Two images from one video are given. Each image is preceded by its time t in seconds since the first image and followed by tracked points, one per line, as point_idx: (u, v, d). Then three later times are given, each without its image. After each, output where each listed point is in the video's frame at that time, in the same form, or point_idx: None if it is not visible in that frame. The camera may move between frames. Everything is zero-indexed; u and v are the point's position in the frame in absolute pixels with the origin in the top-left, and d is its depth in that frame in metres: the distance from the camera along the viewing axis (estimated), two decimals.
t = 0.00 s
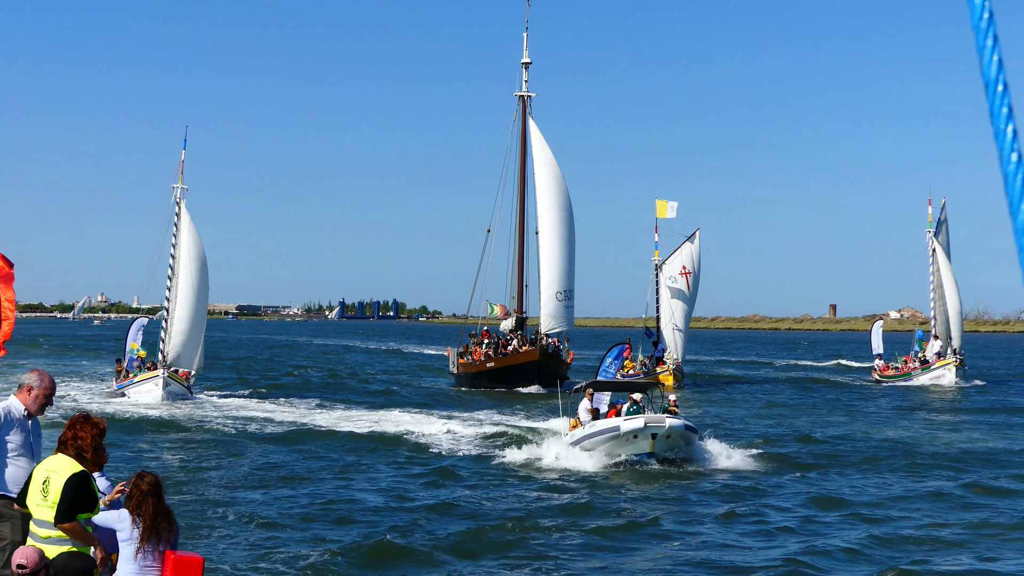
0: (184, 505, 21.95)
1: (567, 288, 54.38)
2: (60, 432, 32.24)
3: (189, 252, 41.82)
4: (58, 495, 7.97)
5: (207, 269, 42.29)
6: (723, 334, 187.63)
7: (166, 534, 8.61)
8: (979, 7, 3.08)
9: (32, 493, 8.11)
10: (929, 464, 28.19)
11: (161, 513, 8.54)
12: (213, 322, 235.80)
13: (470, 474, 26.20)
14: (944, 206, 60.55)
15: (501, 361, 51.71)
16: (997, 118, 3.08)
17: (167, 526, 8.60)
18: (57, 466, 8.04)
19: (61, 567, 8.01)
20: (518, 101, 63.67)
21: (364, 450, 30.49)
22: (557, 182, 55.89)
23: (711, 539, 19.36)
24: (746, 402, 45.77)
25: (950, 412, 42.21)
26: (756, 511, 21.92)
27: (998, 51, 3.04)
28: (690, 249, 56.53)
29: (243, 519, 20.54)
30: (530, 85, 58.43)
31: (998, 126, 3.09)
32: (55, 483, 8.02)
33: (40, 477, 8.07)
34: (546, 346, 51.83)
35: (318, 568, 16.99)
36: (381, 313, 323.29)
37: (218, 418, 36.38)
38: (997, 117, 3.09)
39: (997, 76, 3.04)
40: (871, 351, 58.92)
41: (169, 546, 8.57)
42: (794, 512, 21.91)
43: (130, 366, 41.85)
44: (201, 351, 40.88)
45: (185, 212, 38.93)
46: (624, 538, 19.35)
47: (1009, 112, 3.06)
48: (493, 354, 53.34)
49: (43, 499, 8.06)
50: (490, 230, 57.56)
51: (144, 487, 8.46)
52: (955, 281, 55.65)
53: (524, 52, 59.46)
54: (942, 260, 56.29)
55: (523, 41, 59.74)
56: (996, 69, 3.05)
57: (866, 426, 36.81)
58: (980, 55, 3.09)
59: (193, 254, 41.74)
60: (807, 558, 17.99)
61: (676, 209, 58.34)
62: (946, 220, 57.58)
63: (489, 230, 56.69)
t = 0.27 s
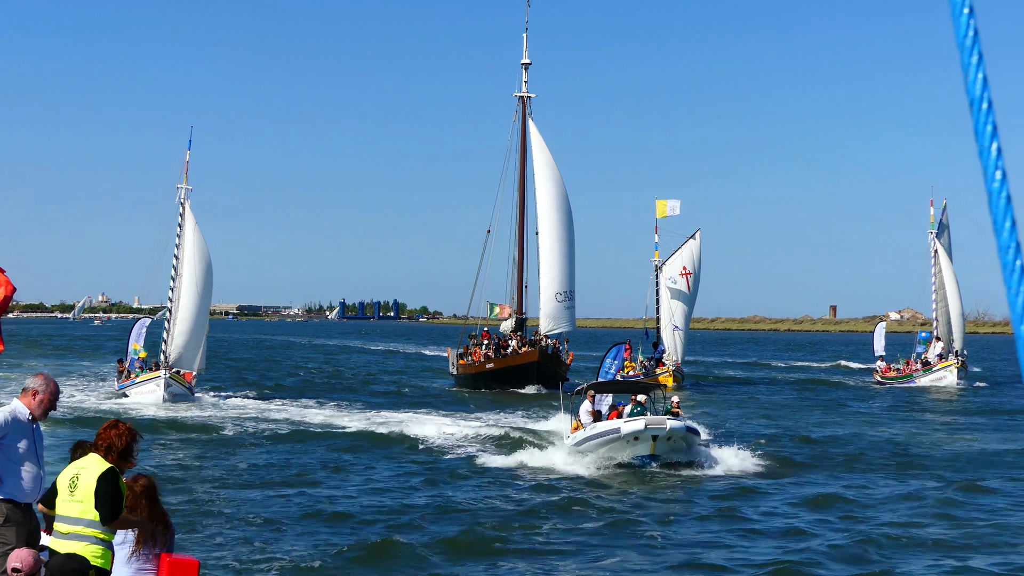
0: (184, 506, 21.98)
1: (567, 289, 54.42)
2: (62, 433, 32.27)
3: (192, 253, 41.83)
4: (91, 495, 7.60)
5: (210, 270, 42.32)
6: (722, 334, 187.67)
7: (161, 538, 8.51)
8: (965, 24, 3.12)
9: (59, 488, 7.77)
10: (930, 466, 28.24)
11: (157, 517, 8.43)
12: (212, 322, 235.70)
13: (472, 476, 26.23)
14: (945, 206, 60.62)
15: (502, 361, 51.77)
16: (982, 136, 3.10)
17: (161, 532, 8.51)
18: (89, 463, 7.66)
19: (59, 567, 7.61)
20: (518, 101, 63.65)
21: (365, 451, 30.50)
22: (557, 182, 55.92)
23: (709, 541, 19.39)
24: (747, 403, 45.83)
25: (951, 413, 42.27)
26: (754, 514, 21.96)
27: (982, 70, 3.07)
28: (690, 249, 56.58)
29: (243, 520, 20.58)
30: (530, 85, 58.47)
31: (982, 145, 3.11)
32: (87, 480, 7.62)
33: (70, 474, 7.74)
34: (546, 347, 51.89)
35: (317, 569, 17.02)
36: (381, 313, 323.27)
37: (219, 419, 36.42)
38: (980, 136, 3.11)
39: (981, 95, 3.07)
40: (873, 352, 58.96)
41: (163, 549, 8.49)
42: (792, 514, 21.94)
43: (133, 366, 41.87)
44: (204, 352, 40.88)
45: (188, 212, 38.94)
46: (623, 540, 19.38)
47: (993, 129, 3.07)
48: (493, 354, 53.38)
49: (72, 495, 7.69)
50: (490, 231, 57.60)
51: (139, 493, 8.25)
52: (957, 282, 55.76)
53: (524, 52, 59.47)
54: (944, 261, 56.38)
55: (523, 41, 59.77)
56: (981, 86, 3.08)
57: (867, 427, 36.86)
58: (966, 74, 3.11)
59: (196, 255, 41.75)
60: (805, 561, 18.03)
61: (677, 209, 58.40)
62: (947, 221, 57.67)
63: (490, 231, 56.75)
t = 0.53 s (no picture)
0: (178, 508, 21.95)
1: (567, 290, 54.44)
2: (61, 434, 32.29)
3: (196, 254, 41.89)
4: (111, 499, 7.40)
5: (214, 271, 42.37)
6: (724, 334, 187.80)
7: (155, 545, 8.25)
8: (929, 50, 2.83)
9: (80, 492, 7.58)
10: (931, 468, 28.23)
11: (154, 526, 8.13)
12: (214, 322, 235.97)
13: (473, 478, 26.23)
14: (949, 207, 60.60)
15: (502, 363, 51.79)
16: (944, 161, 2.84)
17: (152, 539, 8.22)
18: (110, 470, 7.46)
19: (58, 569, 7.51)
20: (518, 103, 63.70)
21: (367, 452, 30.52)
22: (557, 184, 55.94)
23: (701, 547, 19.27)
24: (748, 403, 45.85)
25: (952, 414, 42.26)
26: (752, 518, 21.90)
27: (945, 96, 2.79)
28: (692, 250, 56.60)
29: (238, 523, 20.55)
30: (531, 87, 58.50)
31: (945, 170, 2.85)
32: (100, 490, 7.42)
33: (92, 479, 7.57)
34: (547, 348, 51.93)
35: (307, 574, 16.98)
36: (382, 314, 323.48)
37: (219, 419, 36.45)
38: (943, 161, 2.85)
39: (944, 120, 2.80)
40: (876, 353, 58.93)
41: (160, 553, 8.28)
42: (788, 519, 21.84)
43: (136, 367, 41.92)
44: (207, 354, 40.91)
45: (192, 214, 38.98)
46: (615, 547, 19.27)
47: (956, 155, 2.81)
48: (494, 356, 53.41)
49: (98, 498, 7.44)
50: (490, 232, 57.65)
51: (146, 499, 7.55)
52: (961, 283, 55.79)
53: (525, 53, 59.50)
54: (947, 262, 56.42)
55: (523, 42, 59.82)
56: (944, 111, 2.80)
57: (869, 428, 36.86)
58: (928, 99, 2.83)
59: (201, 256, 41.82)
60: (797, 568, 17.92)
61: (678, 210, 58.43)
62: (951, 222, 57.67)
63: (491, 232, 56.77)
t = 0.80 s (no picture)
0: (174, 507, 21.97)
1: (568, 289, 54.46)
2: (62, 434, 32.35)
3: (200, 254, 41.98)
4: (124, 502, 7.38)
5: (218, 271, 42.44)
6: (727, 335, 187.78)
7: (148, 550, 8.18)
8: (900, 39, 2.59)
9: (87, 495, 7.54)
10: (933, 467, 28.18)
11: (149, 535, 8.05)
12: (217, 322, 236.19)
13: (474, 477, 26.26)
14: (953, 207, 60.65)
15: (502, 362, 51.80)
16: (917, 152, 2.61)
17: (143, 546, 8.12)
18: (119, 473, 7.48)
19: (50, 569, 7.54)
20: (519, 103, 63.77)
21: (368, 452, 30.56)
22: (558, 184, 56.00)
23: (695, 546, 19.17)
24: (749, 403, 45.85)
25: (955, 413, 42.22)
26: (751, 516, 21.88)
27: (917, 84, 2.55)
28: (694, 250, 56.62)
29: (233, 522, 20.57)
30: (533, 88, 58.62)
31: (917, 160, 2.62)
32: (113, 496, 7.39)
33: (101, 482, 7.54)
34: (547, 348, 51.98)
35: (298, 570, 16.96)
36: (384, 314, 323.50)
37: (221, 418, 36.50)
38: (916, 152, 2.62)
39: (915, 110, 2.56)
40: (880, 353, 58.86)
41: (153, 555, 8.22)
42: (783, 518, 21.72)
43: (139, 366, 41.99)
44: (210, 353, 40.93)
45: (197, 213, 39.08)
46: (609, 545, 19.18)
47: (929, 145, 2.58)
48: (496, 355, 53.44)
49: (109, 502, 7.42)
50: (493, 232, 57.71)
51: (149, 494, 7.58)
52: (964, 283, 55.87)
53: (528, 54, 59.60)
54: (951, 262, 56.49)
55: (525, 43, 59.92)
56: (916, 100, 2.56)
57: (872, 428, 36.83)
58: (899, 89, 2.59)
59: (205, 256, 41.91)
60: (789, 566, 17.82)
61: (681, 211, 58.49)
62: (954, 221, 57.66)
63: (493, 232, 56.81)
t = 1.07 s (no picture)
0: (173, 507, 21.99)
1: (569, 288, 54.50)
2: (63, 432, 32.39)
3: (204, 254, 42.03)
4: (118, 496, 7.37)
5: (221, 270, 42.47)
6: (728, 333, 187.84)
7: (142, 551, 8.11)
8: (888, 11, 2.55)
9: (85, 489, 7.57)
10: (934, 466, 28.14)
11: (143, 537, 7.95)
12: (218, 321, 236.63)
13: (474, 477, 26.26)
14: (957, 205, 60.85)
15: (502, 361, 51.84)
16: (903, 120, 2.57)
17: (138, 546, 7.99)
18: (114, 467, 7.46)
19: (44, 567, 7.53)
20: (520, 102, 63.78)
21: (370, 450, 30.61)
22: (558, 183, 56.03)
23: (693, 547, 19.15)
24: (750, 401, 45.85)
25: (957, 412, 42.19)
26: (749, 516, 21.87)
27: (905, 51, 2.51)
28: (696, 249, 56.63)
29: (231, 523, 20.60)
30: (534, 87, 58.61)
31: (903, 129, 2.58)
32: (112, 486, 7.42)
33: (98, 476, 7.59)
34: (547, 346, 52.02)
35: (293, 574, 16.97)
36: (386, 312, 323.86)
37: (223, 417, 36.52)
38: (902, 120, 2.58)
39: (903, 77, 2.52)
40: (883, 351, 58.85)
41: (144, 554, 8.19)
42: (781, 517, 21.72)
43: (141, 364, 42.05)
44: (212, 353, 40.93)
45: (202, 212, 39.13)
46: (606, 545, 19.17)
47: (916, 114, 2.54)
48: (496, 354, 53.46)
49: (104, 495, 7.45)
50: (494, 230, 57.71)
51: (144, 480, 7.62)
52: (966, 282, 56.23)
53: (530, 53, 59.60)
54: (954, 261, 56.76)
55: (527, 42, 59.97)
56: (903, 67, 2.53)
57: (874, 426, 36.82)
58: (887, 56, 2.55)
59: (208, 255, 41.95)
60: (787, 567, 17.81)
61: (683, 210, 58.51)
62: (958, 219, 57.72)
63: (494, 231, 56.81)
